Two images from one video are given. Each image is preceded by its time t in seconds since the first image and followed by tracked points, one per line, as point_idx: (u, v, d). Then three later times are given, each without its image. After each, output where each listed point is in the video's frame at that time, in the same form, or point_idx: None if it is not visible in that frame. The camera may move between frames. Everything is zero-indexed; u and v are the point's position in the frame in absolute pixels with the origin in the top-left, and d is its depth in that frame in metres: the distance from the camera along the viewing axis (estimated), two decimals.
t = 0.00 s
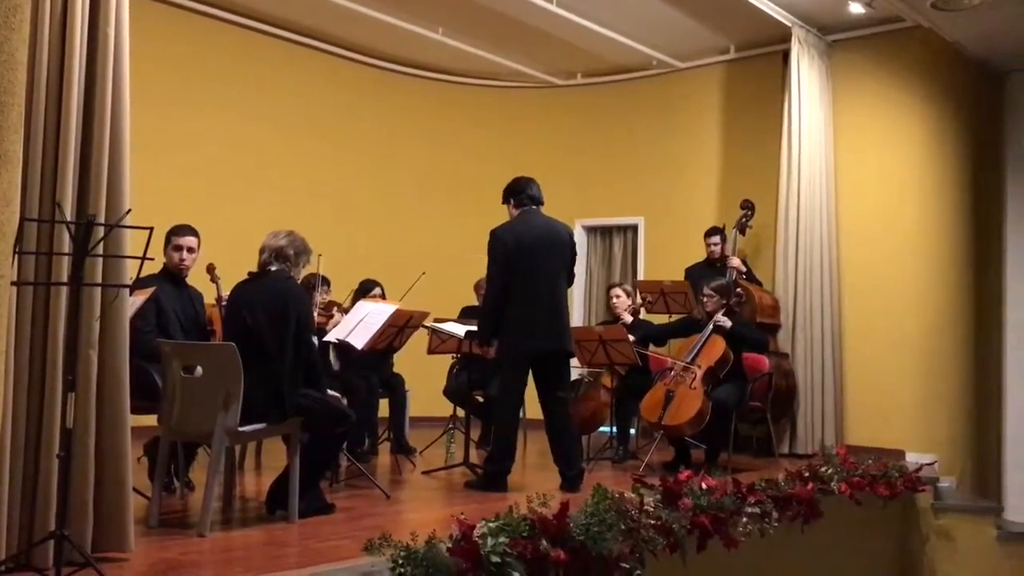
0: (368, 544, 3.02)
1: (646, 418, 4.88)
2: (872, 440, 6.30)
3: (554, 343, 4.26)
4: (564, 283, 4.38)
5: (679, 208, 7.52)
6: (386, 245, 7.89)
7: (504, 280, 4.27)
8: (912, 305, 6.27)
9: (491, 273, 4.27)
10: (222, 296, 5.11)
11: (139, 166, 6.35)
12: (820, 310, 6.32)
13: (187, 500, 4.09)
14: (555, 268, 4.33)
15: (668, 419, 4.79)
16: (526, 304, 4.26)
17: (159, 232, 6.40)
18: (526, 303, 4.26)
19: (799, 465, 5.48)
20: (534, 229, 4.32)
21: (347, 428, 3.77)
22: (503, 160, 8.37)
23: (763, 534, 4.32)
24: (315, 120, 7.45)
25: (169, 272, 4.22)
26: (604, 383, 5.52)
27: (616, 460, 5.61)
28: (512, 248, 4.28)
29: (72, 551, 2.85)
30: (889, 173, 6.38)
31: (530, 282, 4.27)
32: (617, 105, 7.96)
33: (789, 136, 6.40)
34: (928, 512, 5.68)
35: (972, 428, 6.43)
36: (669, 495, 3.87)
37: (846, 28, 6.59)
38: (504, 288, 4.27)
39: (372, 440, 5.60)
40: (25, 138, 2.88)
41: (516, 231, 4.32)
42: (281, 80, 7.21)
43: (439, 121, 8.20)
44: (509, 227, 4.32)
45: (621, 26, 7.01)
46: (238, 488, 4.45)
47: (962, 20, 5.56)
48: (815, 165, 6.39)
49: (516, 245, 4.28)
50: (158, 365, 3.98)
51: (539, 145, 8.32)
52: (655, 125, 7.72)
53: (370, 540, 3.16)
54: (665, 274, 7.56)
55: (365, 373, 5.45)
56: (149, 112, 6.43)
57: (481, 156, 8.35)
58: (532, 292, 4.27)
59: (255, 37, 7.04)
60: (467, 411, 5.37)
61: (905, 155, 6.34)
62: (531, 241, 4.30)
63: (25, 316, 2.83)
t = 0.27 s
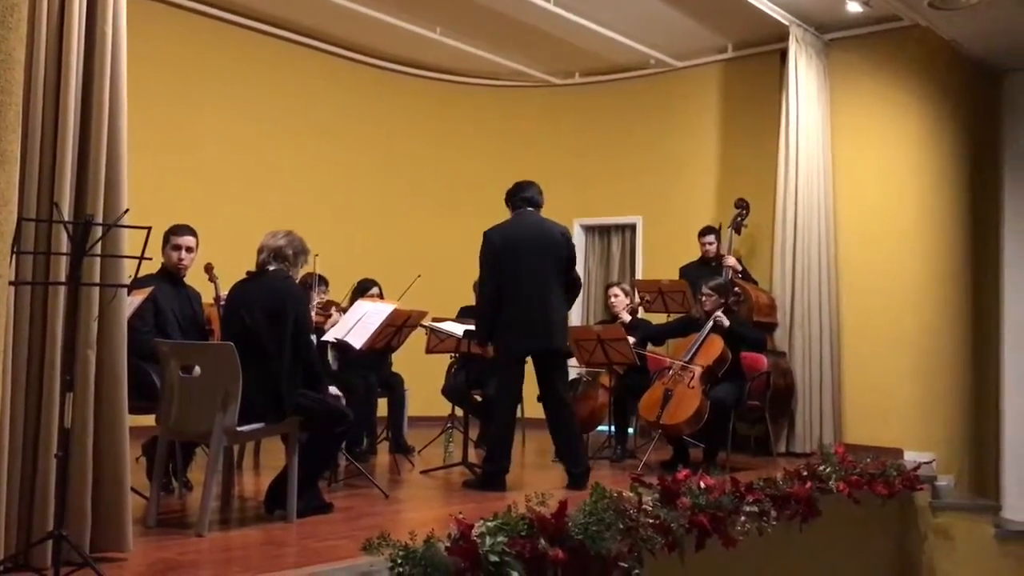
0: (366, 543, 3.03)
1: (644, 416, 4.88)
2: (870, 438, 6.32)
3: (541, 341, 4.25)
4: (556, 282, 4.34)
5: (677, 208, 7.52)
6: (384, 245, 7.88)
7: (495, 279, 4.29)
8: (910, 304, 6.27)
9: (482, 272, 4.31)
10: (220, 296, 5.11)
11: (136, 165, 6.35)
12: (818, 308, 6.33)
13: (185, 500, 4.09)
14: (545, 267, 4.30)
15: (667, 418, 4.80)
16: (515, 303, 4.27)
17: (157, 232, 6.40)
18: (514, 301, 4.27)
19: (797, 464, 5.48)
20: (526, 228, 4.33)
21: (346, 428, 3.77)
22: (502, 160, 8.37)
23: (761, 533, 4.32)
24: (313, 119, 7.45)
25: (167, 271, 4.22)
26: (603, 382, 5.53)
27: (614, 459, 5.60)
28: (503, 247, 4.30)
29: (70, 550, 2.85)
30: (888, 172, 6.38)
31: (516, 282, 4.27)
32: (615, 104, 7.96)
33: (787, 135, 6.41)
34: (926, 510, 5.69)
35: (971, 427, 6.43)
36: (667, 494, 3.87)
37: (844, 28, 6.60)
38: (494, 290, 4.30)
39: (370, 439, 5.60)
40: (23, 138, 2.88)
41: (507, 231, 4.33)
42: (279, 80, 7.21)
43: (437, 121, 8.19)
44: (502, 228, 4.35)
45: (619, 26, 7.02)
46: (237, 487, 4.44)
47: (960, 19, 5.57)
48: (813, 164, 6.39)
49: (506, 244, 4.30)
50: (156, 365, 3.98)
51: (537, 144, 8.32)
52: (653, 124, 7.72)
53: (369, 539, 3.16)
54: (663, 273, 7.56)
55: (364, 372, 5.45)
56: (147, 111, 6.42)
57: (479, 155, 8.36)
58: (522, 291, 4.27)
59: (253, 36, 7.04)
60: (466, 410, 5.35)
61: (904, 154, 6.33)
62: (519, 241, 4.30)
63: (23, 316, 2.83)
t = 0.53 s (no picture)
0: (366, 541, 3.05)
1: (643, 415, 4.89)
2: (869, 435, 6.34)
3: (539, 339, 4.24)
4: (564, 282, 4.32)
5: (675, 206, 7.52)
6: (382, 243, 7.88)
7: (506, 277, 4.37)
8: (909, 301, 6.28)
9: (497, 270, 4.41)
10: (219, 295, 5.11)
11: (134, 164, 6.34)
12: (817, 305, 6.33)
13: (184, 499, 4.09)
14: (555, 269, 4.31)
15: (665, 416, 4.80)
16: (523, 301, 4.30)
17: (155, 231, 6.40)
18: (517, 299, 4.32)
19: (796, 462, 5.48)
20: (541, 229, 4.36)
21: (345, 427, 3.78)
22: (500, 158, 8.37)
23: (760, 531, 4.33)
24: (311, 118, 7.45)
25: (165, 270, 4.22)
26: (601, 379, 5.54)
27: (613, 458, 5.61)
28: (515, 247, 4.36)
29: (69, 550, 2.85)
30: (888, 171, 6.38)
31: (521, 281, 4.31)
32: (613, 102, 7.96)
33: (786, 133, 6.41)
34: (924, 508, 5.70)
35: (971, 425, 6.42)
36: (666, 492, 3.85)
37: (842, 26, 6.59)
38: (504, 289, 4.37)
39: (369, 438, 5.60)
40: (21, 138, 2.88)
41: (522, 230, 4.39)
42: (276, 79, 7.20)
43: (435, 119, 8.19)
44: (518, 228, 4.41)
45: (617, 24, 7.01)
46: (235, 486, 4.45)
47: (958, 17, 5.57)
48: (811, 161, 6.40)
49: (519, 244, 4.36)
50: (156, 364, 3.98)
51: (535, 143, 8.32)
52: (651, 123, 7.72)
53: (368, 538, 3.17)
54: (662, 272, 7.56)
55: (362, 371, 5.45)
56: (145, 110, 6.42)
57: (477, 153, 8.35)
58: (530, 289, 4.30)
59: (251, 35, 7.03)
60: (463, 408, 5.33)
61: (904, 153, 6.34)
62: (528, 242, 4.34)
63: (21, 315, 2.83)
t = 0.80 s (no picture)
0: (363, 540, 3.04)
1: (641, 413, 4.89)
2: (868, 433, 6.34)
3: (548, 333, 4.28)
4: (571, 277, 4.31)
5: (673, 204, 7.53)
6: (380, 242, 7.88)
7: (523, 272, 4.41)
8: (907, 299, 6.28)
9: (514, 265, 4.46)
10: (216, 294, 5.11)
11: (131, 163, 6.34)
12: (815, 304, 6.34)
13: (182, 498, 4.09)
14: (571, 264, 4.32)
15: (662, 415, 4.80)
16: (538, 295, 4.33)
17: (152, 230, 6.39)
18: (529, 294, 4.38)
19: (794, 460, 5.50)
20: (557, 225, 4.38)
21: (343, 426, 3.78)
22: (497, 157, 8.37)
23: (758, 530, 4.34)
24: (308, 117, 7.44)
25: (163, 269, 4.22)
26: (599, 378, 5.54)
27: (611, 456, 5.61)
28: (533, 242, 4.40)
29: (66, 549, 2.85)
30: (885, 170, 6.39)
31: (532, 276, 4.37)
32: (611, 101, 7.96)
33: (784, 133, 6.41)
34: (922, 506, 5.71)
35: (967, 422, 6.46)
36: (664, 491, 3.87)
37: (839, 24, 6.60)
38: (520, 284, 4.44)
39: (367, 437, 5.60)
40: (17, 137, 2.88)
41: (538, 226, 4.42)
42: (274, 77, 7.20)
43: (433, 118, 8.19)
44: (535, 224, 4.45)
45: (614, 23, 7.01)
46: (233, 485, 4.45)
47: (955, 16, 5.58)
48: (809, 159, 6.40)
49: (535, 240, 4.39)
50: (153, 363, 3.97)
51: (533, 141, 8.31)
52: (649, 121, 7.72)
53: (366, 537, 3.17)
54: (660, 270, 7.57)
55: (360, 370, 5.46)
56: (142, 109, 6.41)
57: (474, 152, 8.35)
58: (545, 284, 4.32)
59: (248, 33, 7.02)
60: (461, 405, 5.36)
61: (902, 153, 6.34)
62: (540, 238, 4.38)
63: (18, 314, 2.83)
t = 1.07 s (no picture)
0: (360, 539, 3.04)
1: (638, 412, 4.89)
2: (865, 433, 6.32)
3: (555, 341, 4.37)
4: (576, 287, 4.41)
5: (670, 204, 7.53)
6: (377, 242, 7.88)
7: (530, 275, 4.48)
8: (903, 299, 6.28)
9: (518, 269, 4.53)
10: (213, 294, 5.11)
11: (128, 163, 6.33)
12: (811, 304, 6.34)
13: (179, 497, 4.09)
14: (583, 272, 4.43)
15: (659, 414, 4.80)
16: (546, 296, 4.40)
17: (148, 229, 6.38)
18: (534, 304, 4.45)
19: (791, 460, 5.51)
20: (571, 238, 4.48)
21: (339, 425, 3.78)
22: (494, 157, 8.38)
23: (755, 529, 4.34)
24: (305, 117, 7.44)
25: (160, 268, 4.20)
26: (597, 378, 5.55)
27: (608, 455, 5.62)
28: (541, 248, 4.49)
29: (63, 549, 2.85)
30: (879, 170, 6.39)
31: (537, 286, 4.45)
32: (608, 101, 7.96)
33: (780, 134, 6.42)
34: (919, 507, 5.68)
35: (963, 422, 6.47)
36: (661, 490, 3.89)
37: (836, 24, 6.60)
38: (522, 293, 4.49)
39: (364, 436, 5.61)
40: (13, 137, 2.88)
41: (546, 236, 4.53)
42: (271, 77, 7.20)
43: (430, 118, 8.19)
44: (542, 234, 4.55)
45: (611, 23, 7.02)
46: (230, 485, 4.44)
47: (952, 16, 5.59)
48: (806, 159, 6.41)
49: (544, 246, 4.49)
50: (149, 364, 3.96)
51: (530, 140, 8.32)
52: (646, 121, 7.72)
53: (363, 536, 3.17)
54: (657, 270, 7.57)
55: (357, 369, 5.45)
56: (139, 109, 6.41)
57: (471, 152, 8.35)
58: (553, 286, 4.40)
59: (244, 33, 7.02)
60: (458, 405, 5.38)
61: (897, 155, 6.33)
62: (546, 250, 4.48)
63: (14, 314, 2.83)
